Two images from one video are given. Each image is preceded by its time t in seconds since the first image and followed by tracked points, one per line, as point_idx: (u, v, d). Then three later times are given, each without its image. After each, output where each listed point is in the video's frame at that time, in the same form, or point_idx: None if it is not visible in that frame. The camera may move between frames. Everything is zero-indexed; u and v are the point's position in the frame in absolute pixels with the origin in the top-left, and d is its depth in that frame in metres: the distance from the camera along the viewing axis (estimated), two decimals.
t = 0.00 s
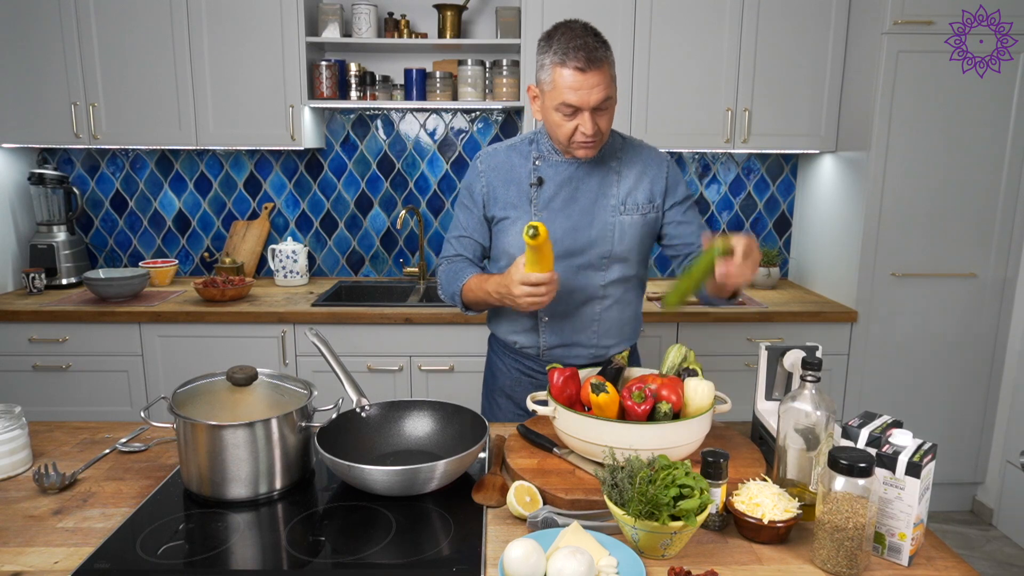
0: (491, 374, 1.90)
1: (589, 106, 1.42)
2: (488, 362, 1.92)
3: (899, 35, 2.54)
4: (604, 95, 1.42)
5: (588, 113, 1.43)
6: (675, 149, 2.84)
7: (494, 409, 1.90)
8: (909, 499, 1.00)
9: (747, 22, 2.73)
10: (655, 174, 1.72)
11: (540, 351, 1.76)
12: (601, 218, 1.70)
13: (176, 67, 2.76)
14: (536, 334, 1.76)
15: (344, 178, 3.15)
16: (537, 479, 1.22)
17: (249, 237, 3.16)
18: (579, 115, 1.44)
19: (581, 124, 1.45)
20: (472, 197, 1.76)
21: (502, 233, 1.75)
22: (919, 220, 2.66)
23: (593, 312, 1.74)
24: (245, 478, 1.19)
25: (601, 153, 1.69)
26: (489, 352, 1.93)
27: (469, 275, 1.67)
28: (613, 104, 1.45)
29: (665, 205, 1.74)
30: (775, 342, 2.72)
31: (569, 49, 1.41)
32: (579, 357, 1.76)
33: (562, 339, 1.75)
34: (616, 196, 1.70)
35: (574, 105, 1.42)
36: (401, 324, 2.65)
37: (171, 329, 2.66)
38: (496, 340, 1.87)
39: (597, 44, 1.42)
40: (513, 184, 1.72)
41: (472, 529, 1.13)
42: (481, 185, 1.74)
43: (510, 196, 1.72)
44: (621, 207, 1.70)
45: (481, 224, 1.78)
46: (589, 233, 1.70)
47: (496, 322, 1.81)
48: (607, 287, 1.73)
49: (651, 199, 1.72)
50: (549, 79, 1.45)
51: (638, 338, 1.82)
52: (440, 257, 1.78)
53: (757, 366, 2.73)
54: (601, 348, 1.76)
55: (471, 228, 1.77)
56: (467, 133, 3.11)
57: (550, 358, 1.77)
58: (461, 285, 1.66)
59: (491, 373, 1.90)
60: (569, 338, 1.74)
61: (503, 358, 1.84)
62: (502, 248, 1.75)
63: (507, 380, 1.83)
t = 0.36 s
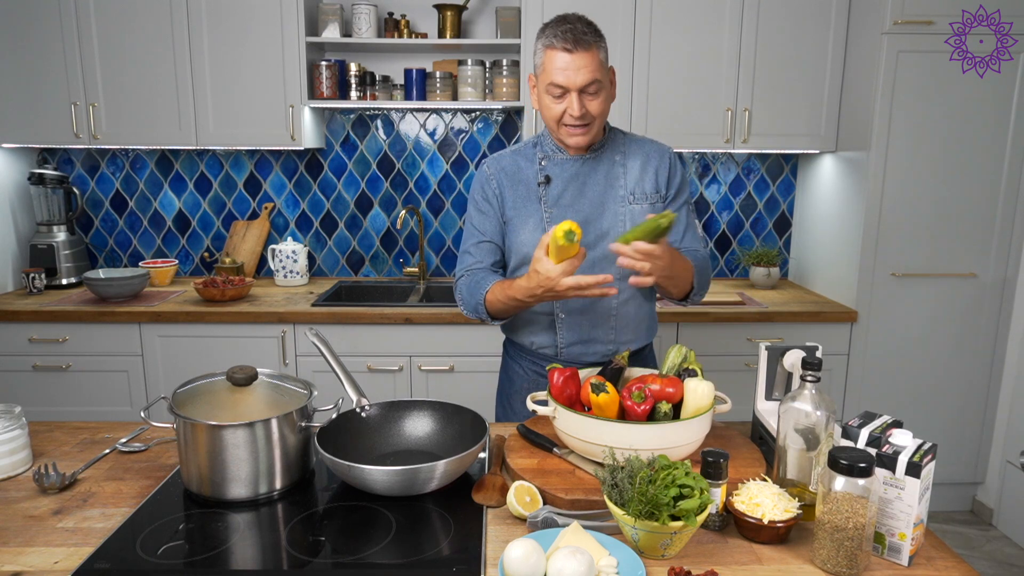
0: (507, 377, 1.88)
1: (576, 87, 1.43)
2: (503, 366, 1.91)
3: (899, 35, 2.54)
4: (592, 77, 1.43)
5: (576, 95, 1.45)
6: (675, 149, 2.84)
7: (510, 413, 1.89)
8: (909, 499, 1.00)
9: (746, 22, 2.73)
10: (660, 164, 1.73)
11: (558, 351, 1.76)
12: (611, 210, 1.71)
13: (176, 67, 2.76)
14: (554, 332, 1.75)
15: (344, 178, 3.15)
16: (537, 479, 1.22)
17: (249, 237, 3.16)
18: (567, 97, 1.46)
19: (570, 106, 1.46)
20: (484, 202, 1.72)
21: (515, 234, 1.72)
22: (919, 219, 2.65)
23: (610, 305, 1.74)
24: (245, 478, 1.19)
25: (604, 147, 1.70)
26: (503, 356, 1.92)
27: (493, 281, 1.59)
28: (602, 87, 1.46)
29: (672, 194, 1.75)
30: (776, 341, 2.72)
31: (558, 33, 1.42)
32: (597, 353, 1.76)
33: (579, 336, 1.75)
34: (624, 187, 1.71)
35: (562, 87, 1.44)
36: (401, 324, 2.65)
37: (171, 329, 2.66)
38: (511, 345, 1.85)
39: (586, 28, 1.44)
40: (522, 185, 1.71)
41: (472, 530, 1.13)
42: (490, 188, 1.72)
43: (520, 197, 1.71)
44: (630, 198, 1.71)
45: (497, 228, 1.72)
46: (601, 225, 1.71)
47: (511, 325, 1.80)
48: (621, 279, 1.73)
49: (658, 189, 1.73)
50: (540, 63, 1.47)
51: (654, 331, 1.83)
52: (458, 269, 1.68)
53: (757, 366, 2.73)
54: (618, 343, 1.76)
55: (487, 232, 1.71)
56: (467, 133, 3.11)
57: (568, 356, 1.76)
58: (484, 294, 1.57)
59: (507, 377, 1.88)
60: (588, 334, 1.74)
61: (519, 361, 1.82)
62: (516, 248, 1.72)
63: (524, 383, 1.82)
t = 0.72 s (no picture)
0: (487, 380, 1.85)
1: (560, 83, 1.43)
2: (482, 368, 1.88)
3: (899, 35, 2.54)
4: (575, 75, 1.43)
5: (558, 90, 1.45)
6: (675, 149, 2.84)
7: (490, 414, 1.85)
8: (909, 499, 1.00)
9: (746, 22, 2.73)
10: (636, 164, 1.76)
11: (541, 350, 1.74)
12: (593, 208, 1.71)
13: (176, 67, 2.76)
14: (537, 331, 1.74)
15: (344, 178, 3.15)
16: (537, 479, 1.22)
17: (249, 237, 3.16)
18: (549, 92, 1.46)
19: (551, 101, 1.46)
20: (465, 198, 1.69)
21: (497, 231, 1.70)
22: (918, 219, 2.65)
23: (592, 302, 1.74)
24: (245, 478, 1.19)
25: (583, 147, 1.72)
26: (482, 358, 1.89)
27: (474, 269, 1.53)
28: (585, 86, 1.46)
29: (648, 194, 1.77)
30: (775, 341, 2.72)
31: (545, 28, 1.43)
32: (580, 351, 1.75)
33: (563, 333, 1.74)
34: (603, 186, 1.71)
35: (544, 81, 1.44)
36: (401, 324, 2.65)
37: (171, 329, 2.66)
38: (491, 345, 1.82)
39: (573, 26, 1.44)
40: (504, 183, 1.70)
41: (472, 530, 1.13)
42: (471, 185, 1.69)
43: (502, 195, 1.70)
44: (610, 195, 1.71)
45: (478, 223, 1.68)
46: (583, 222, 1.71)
47: (491, 326, 1.78)
48: (603, 276, 1.73)
49: (636, 187, 1.74)
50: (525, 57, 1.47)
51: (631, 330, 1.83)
52: (441, 263, 1.62)
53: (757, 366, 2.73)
54: (600, 341, 1.76)
55: (469, 226, 1.67)
56: (467, 133, 3.11)
57: (551, 355, 1.75)
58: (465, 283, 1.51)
59: (487, 379, 1.85)
60: (570, 331, 1.74)
61: (500, 362, 1.80)
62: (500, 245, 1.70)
63: (506, 385, 1.79)
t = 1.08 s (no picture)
0: (461, 380, 1.83)
1: (560, 107, 1.43)
2: (456, 368, 1.85)
3: (899, 35, 2.54)
4: (575, 99, 1.44)
5: (557, 113, 1.44)
6: (676, 149, 2.84)
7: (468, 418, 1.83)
8: (909, 499, 1.00)
9: (747, 22, 2.73)
10: (615, 175, 1.80)
11: (520, 349, 1.73)
12: (578, 214, 1.73)
13: (176, 67, 2.76)
14: (517, 331, 1.73)
15: (344, 178, 3.15)
16: (537, 479, 1.22)
17: (249, 237, 3.16)
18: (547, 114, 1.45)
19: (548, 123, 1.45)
20: (445, 195, 1.66)
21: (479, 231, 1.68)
22: (918, 219, 2.65)
23: (573, 305, 1.75)
24: (245, 478, 1.18)
25: (568, 154, 1.73)
26: (456, 358, 1.87)
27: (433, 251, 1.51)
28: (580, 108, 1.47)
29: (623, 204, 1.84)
30: (775, 341, 2.72)
31: (549, 49, 1.41)
32: (559, 352, 1.75)
33: (542, 334, 1.73)
34: (587, 193, 1.74)
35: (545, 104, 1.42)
36: (401, 325, 2.64)
37: (171, 329, 2.66)
38: (466, 346, 1.81)
39: (574, 48, 1.44)
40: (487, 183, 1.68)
41: (472, 529, 1.13)
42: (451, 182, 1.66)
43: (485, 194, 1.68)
44: (593, 203, 1.75)
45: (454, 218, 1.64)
46: (569, 227, 1.72)
47: (469, 325, 1.76)
48: (585, 281, 1.75)
49: (616, 197, 1.79)
50: (523, 75, 1.43)
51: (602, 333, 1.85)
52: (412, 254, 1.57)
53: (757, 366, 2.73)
54: (578, 342, 1.76)
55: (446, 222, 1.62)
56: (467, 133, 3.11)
57: (529, 355, 1.74)
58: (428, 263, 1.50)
59: (462, 379, 1.82)
60: (550, 331, 1.73)
61: (476, 362, 1.78)
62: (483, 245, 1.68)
63: (482, 385, 1.77)
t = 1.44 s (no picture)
0: (463, 378, 1.82)
1: (567, 113, 1.43)
2: (458, 367, 1.84)
3: (899, 35, 2.54)
4: (582, 105, 1.44)
5: (564, 120, 1.44)
6: (676, 149, 2.84)
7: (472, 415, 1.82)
8: (909, 499, 1.00)
9: (747, 22, 2.73)
10: (614, 176, 1.81)
11: (524, 348, 1.74)
12: (578, 216, 1.73)
13: (176, 67, 2.76)
14: (521, 331, 1.73)
15: (344, 178, 3.15)
16: (537, 479, 1.22)
17: (249, 237, 3.16)
18: (555, 121, 1.44)
19: (556, 130, 1.45)
20: (445, 203, 1.65)
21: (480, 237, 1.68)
22: (918, 220, 2.65)
23: (575, 306, 1.76)
24: (245, 478, 1.18)
25: (567, 157, 1.73)
26: (457, 355, 1.86)
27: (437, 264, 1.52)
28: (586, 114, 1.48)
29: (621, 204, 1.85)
30: (775, 341, 2.72)
31: (555, 56, 1.40)
32: (561, 351, 1.76)
33: (546, 334, 1.74)
34: (587, 195, 1.74)
35: (552, 112, 1.42)
36: (401, 325, 2.64)
37: (171, 329, 2.66)
38: (468, 344, 1.80)
39: (580, 54, 1.43)
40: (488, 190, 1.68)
41: (472, 530, 1.13)
42: (451, 190, 1.66)
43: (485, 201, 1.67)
44: (593, 205, 1.75)
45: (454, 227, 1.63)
46: (570, 231, 1.72)
47: (472, 325, 1.76)
48: (586, 281, 1.77)
49: (614, 198, 1.80)
50: (529, 83, 1.42)
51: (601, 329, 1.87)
52: (415, 264, 1.57)
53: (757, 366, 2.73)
54: (580, 342, 1.78)
55: (447, 232, 1.62)
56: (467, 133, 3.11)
57: (533, 355, 1.75)
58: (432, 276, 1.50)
59: (464, 378, 1.81)
60: (553, 332, 1.74)
61: (479, 359, 1.77)
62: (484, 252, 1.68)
63: (485, 383, 1.76)
